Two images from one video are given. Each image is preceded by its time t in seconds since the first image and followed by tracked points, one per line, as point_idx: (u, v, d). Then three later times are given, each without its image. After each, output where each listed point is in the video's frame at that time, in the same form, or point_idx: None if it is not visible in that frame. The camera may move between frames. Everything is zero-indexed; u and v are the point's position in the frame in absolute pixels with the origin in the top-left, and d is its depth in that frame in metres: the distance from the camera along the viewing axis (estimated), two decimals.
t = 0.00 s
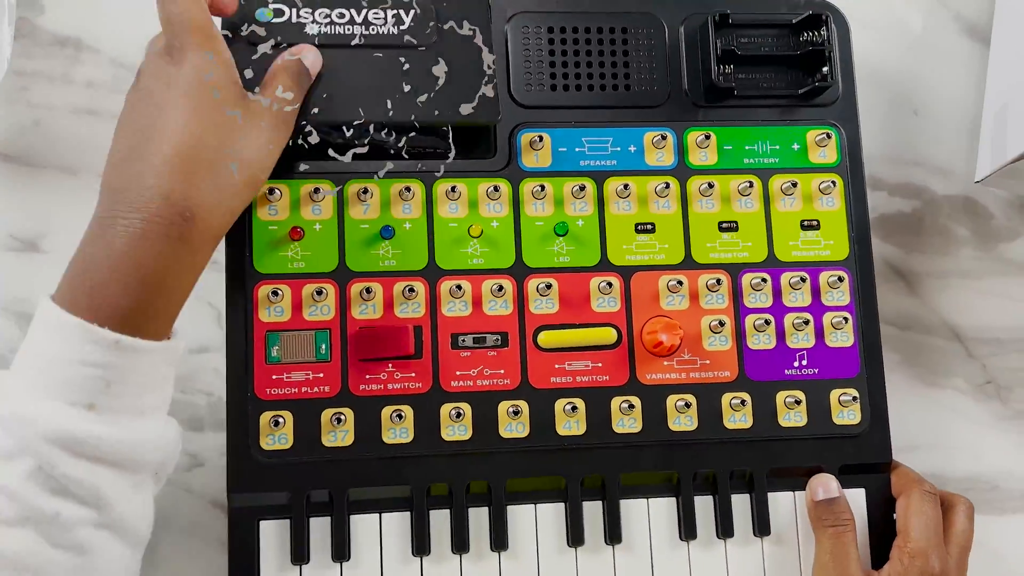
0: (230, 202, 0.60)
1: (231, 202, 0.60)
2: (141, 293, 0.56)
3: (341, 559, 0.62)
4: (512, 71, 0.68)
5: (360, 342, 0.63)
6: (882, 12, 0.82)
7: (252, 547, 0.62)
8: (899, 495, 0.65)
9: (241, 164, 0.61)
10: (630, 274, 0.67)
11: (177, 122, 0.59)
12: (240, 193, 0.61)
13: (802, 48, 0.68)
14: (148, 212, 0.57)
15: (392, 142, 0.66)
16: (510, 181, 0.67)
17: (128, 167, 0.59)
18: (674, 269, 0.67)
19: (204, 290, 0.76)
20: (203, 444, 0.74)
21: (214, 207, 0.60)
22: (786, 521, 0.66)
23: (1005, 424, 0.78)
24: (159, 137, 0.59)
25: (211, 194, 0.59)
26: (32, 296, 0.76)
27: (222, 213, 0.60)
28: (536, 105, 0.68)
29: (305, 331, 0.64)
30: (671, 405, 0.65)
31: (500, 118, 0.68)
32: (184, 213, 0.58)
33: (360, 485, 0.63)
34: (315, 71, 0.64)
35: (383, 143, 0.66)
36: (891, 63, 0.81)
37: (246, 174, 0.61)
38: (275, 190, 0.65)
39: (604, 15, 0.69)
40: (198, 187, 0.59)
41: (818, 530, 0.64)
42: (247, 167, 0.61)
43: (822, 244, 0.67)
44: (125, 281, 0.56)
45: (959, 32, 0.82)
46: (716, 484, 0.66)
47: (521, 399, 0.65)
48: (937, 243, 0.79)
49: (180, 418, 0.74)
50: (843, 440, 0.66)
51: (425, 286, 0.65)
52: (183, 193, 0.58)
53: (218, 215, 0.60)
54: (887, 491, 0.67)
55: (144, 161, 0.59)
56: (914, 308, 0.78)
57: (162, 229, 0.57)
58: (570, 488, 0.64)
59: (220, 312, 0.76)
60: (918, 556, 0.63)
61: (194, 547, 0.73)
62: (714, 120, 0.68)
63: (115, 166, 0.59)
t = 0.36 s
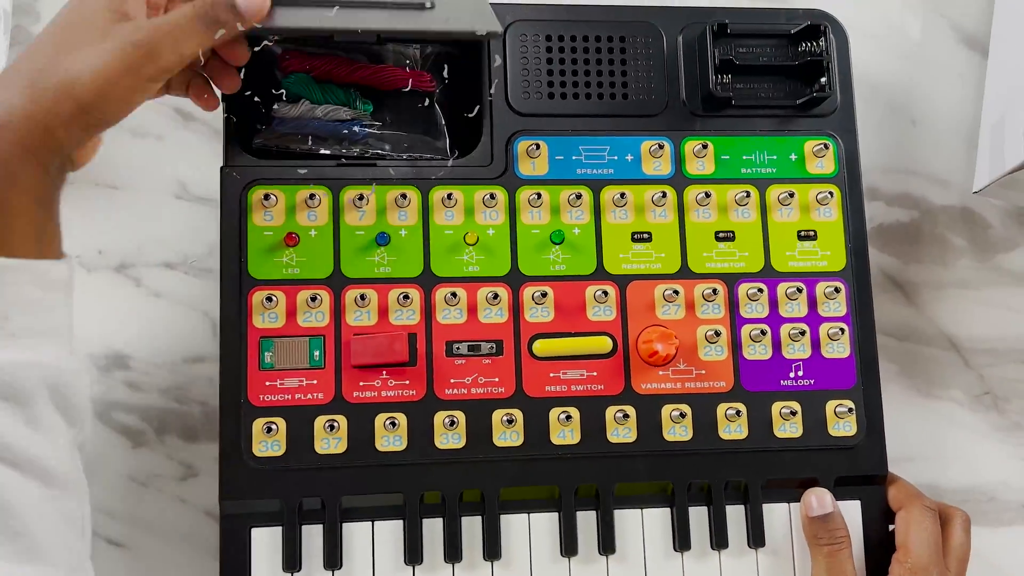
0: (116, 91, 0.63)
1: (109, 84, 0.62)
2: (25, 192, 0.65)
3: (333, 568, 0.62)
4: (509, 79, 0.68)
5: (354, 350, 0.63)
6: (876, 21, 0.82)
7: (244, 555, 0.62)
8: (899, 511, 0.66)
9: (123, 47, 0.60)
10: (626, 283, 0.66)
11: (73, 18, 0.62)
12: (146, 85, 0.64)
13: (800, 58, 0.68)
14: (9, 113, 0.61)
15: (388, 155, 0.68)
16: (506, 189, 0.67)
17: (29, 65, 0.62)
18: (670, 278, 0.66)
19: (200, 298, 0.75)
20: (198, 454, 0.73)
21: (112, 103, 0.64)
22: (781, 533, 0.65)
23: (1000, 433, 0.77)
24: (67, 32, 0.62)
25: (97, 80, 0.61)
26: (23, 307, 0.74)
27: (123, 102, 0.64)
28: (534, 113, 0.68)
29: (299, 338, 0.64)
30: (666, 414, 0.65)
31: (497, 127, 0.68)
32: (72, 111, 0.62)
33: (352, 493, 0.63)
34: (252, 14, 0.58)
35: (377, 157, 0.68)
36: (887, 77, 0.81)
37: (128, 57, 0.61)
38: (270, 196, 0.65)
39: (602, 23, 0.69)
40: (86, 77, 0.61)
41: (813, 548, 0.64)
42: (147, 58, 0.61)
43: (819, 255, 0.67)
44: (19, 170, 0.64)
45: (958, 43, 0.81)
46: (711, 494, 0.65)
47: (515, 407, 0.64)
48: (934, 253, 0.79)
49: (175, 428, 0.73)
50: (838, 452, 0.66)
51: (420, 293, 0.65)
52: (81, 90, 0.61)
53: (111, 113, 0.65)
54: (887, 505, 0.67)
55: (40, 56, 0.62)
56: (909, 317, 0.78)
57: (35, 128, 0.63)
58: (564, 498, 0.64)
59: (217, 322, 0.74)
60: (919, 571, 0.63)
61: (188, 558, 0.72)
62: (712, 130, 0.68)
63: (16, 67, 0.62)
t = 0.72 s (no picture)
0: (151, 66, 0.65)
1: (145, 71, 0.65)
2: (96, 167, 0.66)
3: None
4: (513, 94, 0.69)
5: (360, 362, 0.64)
6: (880, 33, 0.80)
7: (251, 565, 0.62)
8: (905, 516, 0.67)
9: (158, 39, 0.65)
10: (629, 296, 0.67)
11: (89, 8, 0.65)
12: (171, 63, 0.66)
13: (800, 73, 0.69)
14: (68, 97, 0.64)
15: (394, 169, 0.69)
16: (511, 203, 0.68)
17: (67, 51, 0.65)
18: (673, 291, 0.67)
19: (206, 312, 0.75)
20: (205, 466, 0.73)
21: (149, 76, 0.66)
22: (784, 545, 0.66)
23: (1001, 445, 0.76)
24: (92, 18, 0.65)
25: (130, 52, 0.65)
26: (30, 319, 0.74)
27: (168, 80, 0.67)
28: (537, 128, 0.69)
29: (305, 351, 0.64)
30: (669, 426, 0.65)
31: (501, 142, 0.68)
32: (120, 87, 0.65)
33: (358, 504, 0.63)
34: None
35: (384, 170, 0.69)
36: (889, 91, 0.79)
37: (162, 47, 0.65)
38: (277, 210, 0.65)
39: (605, 38, 0.70)
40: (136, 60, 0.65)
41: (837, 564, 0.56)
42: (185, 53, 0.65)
43: (821, 267, 0.68)
44: (89, 146, 0.65)
45: (955, 58, 0.80)
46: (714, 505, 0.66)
47: (519, 419, 0.65)
48: (935, 265, 0.77)
49: (182, 440, 0.73)
50: (840, 464, 0.66)
51: (425, 306, 0.66)
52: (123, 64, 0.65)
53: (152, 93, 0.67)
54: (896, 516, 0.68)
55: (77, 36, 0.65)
56: (909, 330, 0.76)
57: (94, 107, 0.65)
58: (569, 509, 0.64)
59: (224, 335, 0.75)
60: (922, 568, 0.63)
61: (194, 569, 0.72)
62: (713, 144, 0.69)
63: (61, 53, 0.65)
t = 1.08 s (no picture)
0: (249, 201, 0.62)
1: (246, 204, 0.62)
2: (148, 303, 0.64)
3: None
4: (528, 111, 0.66)
5: (369, 392, 0.61)
6: (904, 48, 0.78)
7: None
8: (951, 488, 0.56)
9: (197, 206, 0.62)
10: (650, 321, 0.64)
11: (159, 134, 0.62)
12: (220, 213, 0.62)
13: (826, 89, 0.66)
14: (115, 244, 0.61)
15: (404, 190, 0.67)
16: (526, 224, 0.65)
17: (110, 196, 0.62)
18: (696, 316, 0.64)
19: (209, 339, 0.72)
20: (208, 500, 0.70)
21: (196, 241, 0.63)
22: None
23: None
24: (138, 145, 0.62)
25: (179, 230, 0.62)
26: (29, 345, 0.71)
27: (245, 195, 0.62)
28: (554, 146, 0.66)
29: (312, 380, 0.61)
30: (693, 458, 0.63)
31: (516, 160, 0.66)
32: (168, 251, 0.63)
33: (366, 541, 0.60)
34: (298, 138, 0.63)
35: (394, 190, 0.66)
36: (914, 106, 0.77)
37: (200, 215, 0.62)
38: (284, 232, 0.63)
39: (623, 54, 0.67)
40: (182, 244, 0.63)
41: (841, 504, 0.54)
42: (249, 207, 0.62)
43: (849, 291, 0.65)
44: (117, 347, 0.63)
45: (981, 72, 0.78)
46: (739, 540, 0.63)
47: (537, 451, 0.62)
48: (964, 287, 0.75)
49: (184, 473, 0.70)
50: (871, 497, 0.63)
51: (437, 332, 0.63)
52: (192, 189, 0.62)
53: (213, 239, 0.63)
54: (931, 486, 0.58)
55: (121, 188, 0.62)
56: (938, 355, 0.73)
57: (142, 274, 0.62)
58: (588, 546, 0.61)
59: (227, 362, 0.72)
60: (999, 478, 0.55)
61: None
62: (736, 163, 0.66)
63: (91, 221, 0.62)
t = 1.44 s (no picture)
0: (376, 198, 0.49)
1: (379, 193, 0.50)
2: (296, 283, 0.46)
3: None
4: (543, 107, 0.63)
5: (376, 405, 0.57)
6: (932, 44, 0.75)
7: None
8: None
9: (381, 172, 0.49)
10: (674, 328, 0.61)
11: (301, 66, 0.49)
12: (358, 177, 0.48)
13: (856, 84, 0.63)
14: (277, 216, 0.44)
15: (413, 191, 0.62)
16: (542, 227, 0.61)
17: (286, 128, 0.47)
18: (722, 324, 0.61)
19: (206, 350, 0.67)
20: (204, 522, 0.65)
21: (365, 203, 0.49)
22: None
23: None
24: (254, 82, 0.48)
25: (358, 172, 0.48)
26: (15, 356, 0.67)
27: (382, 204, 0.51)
28: (570, 144, 0.62)
29: (315, 392, 0.57)
30: (721, 474, 0.59)
31: (531, 160, 0.62)
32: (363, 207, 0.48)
33: (373, 566, 0.56)
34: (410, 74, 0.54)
35: (400, 191, 0.62)
36: (942, 104, 0.74)
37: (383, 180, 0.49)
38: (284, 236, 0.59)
39: (643, 47, 0.64)
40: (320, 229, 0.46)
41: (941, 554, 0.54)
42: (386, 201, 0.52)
43: (883, 296, 0.62)
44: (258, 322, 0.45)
45: (1014, 69, 0.74)
46: (771, 561, 0.59)
47: (554, 468, 0.58)
48: (1001, 293, 0.71)
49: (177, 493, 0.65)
50: (910, 516, 0.59)
51: (448, 342, 0.59)
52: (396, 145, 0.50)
53: (364, 211, 0.48)
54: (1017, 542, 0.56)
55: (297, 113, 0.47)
56: (974, 364, 0.70)
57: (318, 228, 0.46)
58: (611, 569, 0.57)
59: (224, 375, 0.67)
60: None
61: None
62: (762, 162, 0.63)
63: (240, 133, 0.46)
